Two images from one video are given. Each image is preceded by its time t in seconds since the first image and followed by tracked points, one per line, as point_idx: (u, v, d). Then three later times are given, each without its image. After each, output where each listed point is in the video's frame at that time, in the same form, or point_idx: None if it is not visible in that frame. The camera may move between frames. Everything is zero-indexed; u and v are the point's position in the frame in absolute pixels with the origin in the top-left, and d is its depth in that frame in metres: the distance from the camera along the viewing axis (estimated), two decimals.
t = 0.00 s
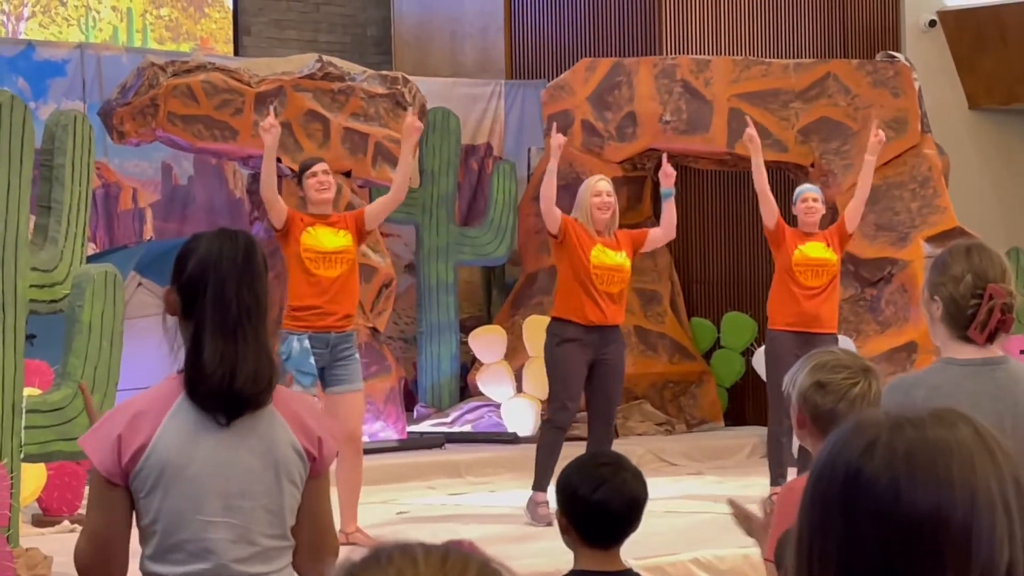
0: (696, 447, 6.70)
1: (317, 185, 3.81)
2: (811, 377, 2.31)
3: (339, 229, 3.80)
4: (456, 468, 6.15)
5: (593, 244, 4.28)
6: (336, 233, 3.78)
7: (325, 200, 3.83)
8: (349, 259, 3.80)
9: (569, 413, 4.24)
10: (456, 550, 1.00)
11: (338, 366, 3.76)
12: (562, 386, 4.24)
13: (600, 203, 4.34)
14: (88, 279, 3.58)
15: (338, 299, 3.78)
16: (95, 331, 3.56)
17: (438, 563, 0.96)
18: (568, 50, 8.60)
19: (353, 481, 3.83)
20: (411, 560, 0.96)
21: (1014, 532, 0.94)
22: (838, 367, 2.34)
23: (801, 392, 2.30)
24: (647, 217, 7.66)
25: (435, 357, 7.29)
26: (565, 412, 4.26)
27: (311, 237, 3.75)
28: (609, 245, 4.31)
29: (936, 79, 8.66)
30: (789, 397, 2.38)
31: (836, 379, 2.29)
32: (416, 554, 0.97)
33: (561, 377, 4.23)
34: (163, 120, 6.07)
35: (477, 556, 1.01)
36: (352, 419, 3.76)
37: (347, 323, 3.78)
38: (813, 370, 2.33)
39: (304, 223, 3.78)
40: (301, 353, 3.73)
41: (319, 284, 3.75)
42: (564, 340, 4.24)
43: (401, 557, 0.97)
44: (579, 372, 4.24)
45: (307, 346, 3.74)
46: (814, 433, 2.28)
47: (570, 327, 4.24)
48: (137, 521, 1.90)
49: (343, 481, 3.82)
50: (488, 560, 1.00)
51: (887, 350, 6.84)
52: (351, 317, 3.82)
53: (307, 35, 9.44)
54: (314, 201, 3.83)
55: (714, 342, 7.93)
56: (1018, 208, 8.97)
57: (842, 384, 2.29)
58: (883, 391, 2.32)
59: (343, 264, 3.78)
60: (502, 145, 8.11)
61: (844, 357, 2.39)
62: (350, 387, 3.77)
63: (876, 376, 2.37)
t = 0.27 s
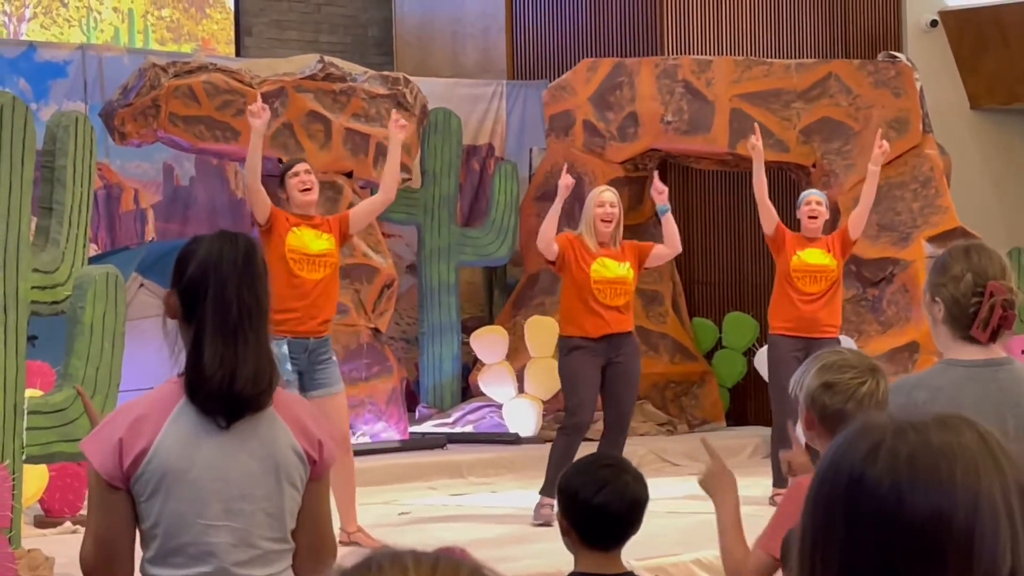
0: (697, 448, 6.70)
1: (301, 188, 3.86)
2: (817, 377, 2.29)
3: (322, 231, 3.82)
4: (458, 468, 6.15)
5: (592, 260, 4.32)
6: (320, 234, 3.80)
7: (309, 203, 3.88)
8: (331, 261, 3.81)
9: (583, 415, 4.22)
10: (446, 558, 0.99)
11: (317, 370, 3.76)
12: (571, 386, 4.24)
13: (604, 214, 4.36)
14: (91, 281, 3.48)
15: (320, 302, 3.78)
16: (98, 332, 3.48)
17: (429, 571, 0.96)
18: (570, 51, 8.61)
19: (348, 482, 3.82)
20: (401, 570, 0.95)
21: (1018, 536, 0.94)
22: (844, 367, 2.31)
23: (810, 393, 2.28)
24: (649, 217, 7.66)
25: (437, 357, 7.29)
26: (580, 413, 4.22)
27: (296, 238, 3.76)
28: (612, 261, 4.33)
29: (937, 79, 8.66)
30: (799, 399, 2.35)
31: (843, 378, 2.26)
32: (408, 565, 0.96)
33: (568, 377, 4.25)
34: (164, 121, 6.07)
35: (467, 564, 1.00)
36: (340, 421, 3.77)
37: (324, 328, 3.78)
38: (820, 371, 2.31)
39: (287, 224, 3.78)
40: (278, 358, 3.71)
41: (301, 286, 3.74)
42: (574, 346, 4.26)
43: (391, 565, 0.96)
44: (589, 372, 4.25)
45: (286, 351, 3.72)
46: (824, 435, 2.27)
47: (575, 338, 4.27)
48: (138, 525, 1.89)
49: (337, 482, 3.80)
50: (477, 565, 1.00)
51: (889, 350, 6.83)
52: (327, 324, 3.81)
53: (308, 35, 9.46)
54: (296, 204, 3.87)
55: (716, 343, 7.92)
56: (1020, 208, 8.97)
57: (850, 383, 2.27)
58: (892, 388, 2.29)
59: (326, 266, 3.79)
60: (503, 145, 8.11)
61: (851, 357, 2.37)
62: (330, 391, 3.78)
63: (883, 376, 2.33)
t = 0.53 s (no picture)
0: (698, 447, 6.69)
1: (288, 184, 3.88)
2: (828, 381, 2.17)
3: (308, 228, 3.83)
4: (459, 467, 6.15)
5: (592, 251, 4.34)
6: (307, 232, 3.81)
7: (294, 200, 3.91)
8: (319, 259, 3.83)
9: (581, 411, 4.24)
10: (430, 557, 1.01)
11: (310, 367, 3.76)
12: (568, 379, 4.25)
13: (605, 207, 4.34)
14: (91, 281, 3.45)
15: (310, 300, 3.80)
16: (99, 332, 3.47)
17: (414, 569, 0.97)
18: (570, 50, 8.60)
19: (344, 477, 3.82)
20: (387, 570, 0.97)
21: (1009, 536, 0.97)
22: (857, 369, 2.19)
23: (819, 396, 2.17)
24: (650, 216, 7.65)
25: (438, 357, 7.29)
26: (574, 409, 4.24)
27: (287, 236, 3.77)
28: (612, 253, 4.34)
29: (938, 79, 8.65)
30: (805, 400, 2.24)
31: (855, 381, 2.15)
32: (393, 563, 0.98)
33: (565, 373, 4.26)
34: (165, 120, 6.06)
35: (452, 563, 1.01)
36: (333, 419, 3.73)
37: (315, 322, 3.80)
38: (831, 373, 2.19)
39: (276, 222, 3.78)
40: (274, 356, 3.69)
41: (293, 284, 3.76)
42: (571, 341, 4.28)
43: (376, 566, 0.98)
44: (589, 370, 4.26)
45: (282, 349, 3.71)
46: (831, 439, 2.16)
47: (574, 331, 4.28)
48: (136, 525, 1.89)
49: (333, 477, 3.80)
50: (463, 564, 1.01)
51: (890, 349, 6.82)
52: (314, 319, 3.82)
53: (308, 35, 9.47)
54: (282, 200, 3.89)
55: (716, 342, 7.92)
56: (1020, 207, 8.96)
57: (861, 386, 2.16)
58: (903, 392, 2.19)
59: (314, 263, 3.81)
60: (504, 145, 8.11)
61: (860, 357, 2.26)
62: (322, 388, 3.77)
63: (897, 379, 2.21)
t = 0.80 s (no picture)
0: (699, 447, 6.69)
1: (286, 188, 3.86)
2: (830, 382, 2.16)
3: (302, 234, 3.84)
4: (460, 467, 6.15)
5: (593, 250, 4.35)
6: (302, 239, 3.82)
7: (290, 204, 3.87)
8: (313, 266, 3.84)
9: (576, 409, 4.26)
10: (424, 556, 1.03)
11: (311, 368, 3.76)
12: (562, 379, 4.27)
13: (606, 206, 4.35)
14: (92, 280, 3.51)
15: (305, 306, 3.81)
16: (101, 330, 3.52)
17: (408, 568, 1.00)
18: (571, 49, 8.59)
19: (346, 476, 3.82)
20: (381, 569, 1.00)
21: (1000, 537, 1.00)
22: (859, 370, 2.19)
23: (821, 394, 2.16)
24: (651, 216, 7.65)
25: (438, 356, 7.28)
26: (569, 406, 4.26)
27: (286, 244, 3.76)
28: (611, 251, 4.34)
29: (938, 79, 8.65)
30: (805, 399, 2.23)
31: (857, 381, 2.15)
32: (386, 561, 1.01)
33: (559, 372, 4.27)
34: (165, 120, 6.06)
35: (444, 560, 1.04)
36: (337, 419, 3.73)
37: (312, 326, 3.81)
38: (832, 374, 2.18)
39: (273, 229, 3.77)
40: (280, 358, 3.68)
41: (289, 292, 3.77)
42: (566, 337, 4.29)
43: (371, 566, 1.01)
44: (582, 368, 4.27)
45: (286, 351, 3.70)
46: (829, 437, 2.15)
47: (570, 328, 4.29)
48: (135, 525, 1.90)
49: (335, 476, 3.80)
50: (458, 565, 1.04)
51: (890, 349, 6.82)
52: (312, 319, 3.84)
53: (309, 35, 9.47)
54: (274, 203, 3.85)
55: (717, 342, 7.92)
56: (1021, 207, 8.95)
57: (863, 387, 2.15)
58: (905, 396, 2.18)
59: (309, 270, 3.82)
60: (505, 144, 8.11)
61: (863, 360, 2.24)
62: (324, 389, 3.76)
63: (898, 381, 2.20)
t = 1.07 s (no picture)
0: (699, 446, 6.70)
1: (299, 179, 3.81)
2: (821, 375, 2.37)
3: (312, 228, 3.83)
4: (459, 466, 6.15)
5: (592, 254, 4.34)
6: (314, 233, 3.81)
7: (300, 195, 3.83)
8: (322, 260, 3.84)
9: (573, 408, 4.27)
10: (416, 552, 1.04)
11: (312, 362, 3.78)
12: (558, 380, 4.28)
13: (611, 207, 4.32)
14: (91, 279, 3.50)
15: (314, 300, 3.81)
16: (100, 329, 3.49)
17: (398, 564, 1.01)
18: (571, 48, 8.59)
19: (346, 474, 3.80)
20: (371, 565, 1.01)
21: (990, 537, 1.00)
22: (849, 366, 2.38)
23: (812, 390, 2.36)
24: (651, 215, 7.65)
25: (438, 355, 7.29)
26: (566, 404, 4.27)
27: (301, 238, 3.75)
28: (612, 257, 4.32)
29: (939, 78, 8.64)
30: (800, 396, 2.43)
31: (846, 378, 2.34)
32: (377, 558, 1.02)
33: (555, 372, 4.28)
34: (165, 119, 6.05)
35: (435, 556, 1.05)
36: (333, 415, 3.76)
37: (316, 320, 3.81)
38: (824, 368, 2.39)
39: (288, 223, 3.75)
40: (285, 355, 3.71)
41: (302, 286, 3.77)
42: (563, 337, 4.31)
43: (362, 562, 1.02)
44: (579, 368, 4.28)
45: (291, 347, 3.72)
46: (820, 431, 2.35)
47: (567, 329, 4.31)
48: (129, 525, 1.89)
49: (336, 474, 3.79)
50: (450, 562, 1.04)
51: (890, 349, 6.82)
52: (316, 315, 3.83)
53: (310, 34, 9.47)
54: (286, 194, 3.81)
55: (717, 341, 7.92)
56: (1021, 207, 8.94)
57: (853, 383, 2.34)
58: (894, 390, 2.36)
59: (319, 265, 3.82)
60: (505, 143, 8.11)
61: (856, 359, 2.44)
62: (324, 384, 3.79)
63: (887, 379, 2.38)
